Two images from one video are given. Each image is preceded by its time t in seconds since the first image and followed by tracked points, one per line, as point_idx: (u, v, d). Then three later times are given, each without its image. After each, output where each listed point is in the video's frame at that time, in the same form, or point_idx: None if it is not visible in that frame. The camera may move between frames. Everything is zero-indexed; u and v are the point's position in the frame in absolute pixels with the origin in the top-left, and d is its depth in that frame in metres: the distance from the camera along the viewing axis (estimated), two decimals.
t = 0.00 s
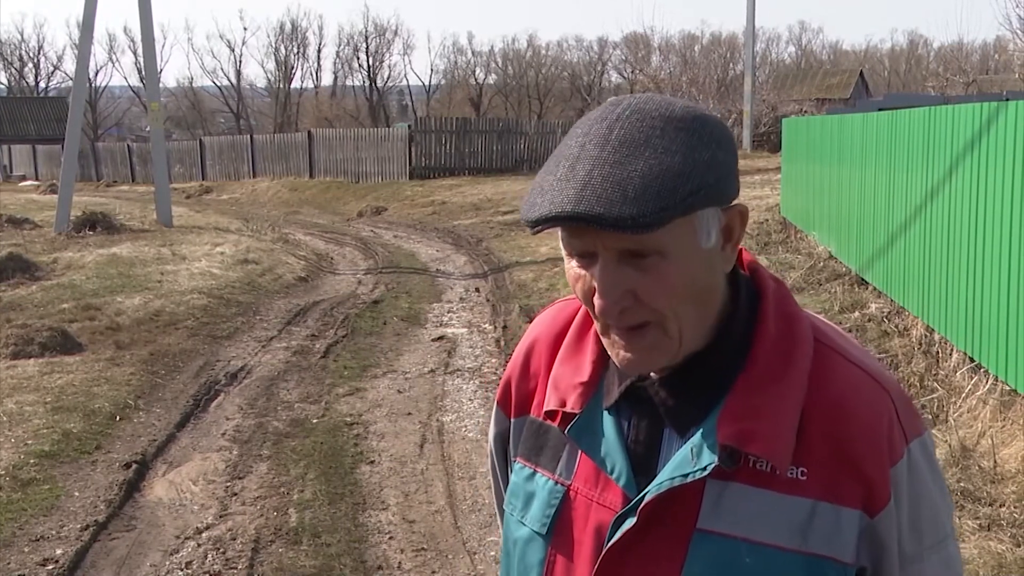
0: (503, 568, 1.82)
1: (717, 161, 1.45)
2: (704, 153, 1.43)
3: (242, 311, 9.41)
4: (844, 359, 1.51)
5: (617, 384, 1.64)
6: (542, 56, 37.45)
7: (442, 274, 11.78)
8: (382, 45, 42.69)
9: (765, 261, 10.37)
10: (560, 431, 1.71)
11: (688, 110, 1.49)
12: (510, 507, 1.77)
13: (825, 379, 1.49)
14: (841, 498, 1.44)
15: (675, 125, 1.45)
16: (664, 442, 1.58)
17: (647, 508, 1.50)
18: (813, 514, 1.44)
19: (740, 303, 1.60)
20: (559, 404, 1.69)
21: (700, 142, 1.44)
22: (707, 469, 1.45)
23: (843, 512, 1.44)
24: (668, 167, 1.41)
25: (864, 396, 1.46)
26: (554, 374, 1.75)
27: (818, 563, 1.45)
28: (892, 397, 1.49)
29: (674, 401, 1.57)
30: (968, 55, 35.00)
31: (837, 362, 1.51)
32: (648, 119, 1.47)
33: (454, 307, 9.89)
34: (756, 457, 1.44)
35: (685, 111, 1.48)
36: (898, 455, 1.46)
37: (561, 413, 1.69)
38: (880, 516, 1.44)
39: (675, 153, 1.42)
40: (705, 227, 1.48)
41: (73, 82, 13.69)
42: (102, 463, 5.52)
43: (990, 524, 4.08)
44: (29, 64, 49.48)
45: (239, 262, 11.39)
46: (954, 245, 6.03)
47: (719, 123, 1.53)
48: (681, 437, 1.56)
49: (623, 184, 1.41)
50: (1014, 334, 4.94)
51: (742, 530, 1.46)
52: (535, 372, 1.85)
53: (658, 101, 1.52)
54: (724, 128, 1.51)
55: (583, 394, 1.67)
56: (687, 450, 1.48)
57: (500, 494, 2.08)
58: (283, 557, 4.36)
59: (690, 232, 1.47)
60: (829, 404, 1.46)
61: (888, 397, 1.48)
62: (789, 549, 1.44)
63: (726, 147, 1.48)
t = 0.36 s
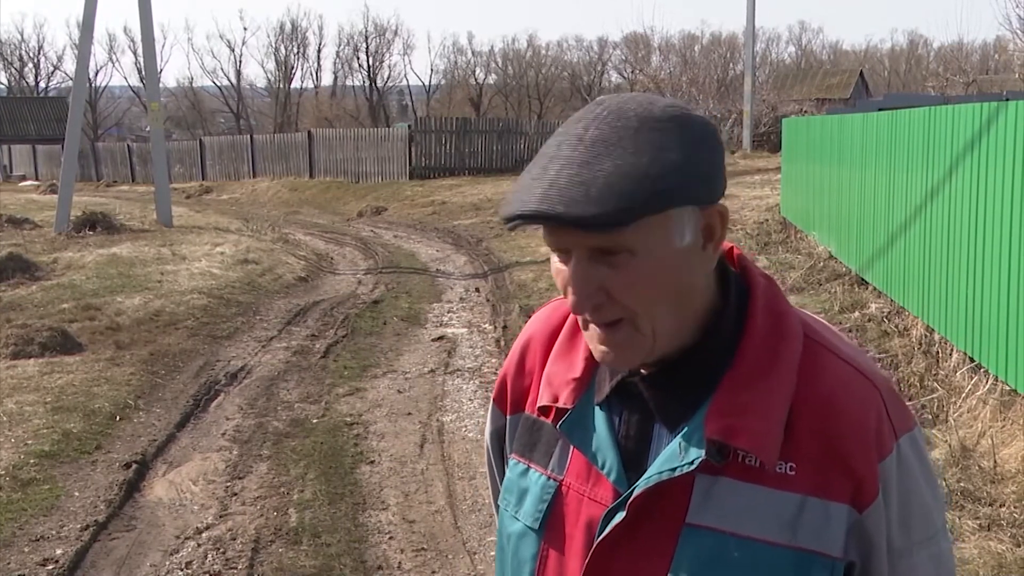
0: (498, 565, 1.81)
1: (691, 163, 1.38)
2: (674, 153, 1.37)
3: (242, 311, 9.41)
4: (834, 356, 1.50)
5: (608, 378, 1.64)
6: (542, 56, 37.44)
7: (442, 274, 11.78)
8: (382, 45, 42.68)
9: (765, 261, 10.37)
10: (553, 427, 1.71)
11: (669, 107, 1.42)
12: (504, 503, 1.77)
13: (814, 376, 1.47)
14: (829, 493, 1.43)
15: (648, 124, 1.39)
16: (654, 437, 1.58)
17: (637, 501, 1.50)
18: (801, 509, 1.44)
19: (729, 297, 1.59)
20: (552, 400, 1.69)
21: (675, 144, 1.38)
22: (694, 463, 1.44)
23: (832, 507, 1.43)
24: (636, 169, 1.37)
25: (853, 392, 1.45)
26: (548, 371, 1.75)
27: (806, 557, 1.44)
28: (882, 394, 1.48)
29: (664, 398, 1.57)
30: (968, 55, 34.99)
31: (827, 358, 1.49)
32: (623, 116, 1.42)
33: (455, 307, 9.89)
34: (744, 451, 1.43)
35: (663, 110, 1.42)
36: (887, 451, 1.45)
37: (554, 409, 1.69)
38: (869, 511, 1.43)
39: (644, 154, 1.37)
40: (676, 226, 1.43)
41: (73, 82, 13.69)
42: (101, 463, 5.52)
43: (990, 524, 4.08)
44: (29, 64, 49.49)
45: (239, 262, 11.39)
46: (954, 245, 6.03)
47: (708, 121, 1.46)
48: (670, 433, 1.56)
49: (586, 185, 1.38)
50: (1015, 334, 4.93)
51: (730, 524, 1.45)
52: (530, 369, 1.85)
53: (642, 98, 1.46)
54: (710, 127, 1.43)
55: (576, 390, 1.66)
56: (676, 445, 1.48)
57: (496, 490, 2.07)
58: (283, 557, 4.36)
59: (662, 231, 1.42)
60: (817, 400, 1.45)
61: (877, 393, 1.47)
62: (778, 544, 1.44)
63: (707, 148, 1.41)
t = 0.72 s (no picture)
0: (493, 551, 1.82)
1: (585, 182, 1.33)
2: (564, 171, 1.34)
3: (242, 311, 9.41)
4: (804, 355, 1.41)
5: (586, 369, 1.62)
6: (542, 55, 37.47)
7: (441, 274, 11.78)
8: (381, 45, 42.70)
9: (765, 261, 10.37)
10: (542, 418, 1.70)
11: (594, 121, 1.36)
12: (499, 490, 1.77)
13: (778, 374, 1.39)
14: (789, 493, 1.33)
15: (554, 140, 1.36)
16: (623, 430, 1.53)
17: (597, 491, 1.44)
18: (762, 507, 1.34)
19: (701, 289, 1.50)
20: (539, 391, 1.69)
21: (571, 164, 1.34)
22: (648, 454, 1.37)
23: (792, 507, 1.33)
24: (528, 184, 1.36)
25: (817, 391, 1.36)
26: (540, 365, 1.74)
27: (768, 557, 1.33)
28: (853, 393, 1.37)
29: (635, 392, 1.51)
30: (967, 55, 35.06)
31: (795, 357, 1.41)
32: (541, 129, 1.40)
33: (454, 307, 9.89)
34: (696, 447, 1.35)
35: (581, 125, 1.36)
36: (854, 453, 1.35)
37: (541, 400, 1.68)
38: (829, 513, 1.34)
39: (538, 169, 1.36)
40: (578, 237, 1.39)
41: (73, 82, 13.69)
42: (101, 463, 5.52)
43: (990, 524, 4.08)
44: (28, 63, 49.43)
45: (238, 261, 11.39)
46: (954, 243, 6.02)
47: (654, 134, 1.36)
48: (637, 426, 1.50)
49: (486, 197, 1.41)
50: (1015, 323, 4.94)
51: (691, 520, 1.36)
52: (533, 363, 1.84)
53: (584, 108, 1.40)
54: (637, 145, 1.34)
55: (560, 381, 1.65)
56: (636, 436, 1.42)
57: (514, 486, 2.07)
58: (283, 557, 4.36)
59: (562, 243, 1.40)
60: (778, 398, 1.37)
61: (847, 393, 1.37)
62: (737, 541, 1.34)
63: (618, 169, 1.33)
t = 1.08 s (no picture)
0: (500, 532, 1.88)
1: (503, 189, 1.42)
2: (493, 176, 1.43)
3: (241, 311, 9.40)
4: (736, 352, 1.35)
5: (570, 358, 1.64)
6: (541, 55, 37.46)
7: (441, 274, 11.78)
8: (381, 45, 42.71)
9: (764, 261, 10.36)
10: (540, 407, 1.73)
11: (529, 132, 1.41)
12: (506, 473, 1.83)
13: (705, 371, 1.35)
14: (703, 491, 1.30)
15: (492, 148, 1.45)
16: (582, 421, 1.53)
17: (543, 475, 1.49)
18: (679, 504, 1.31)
19: (654, 285, 1.48)
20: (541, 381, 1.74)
21: (500, 171, 1.42)
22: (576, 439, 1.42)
23: (705, 506, 1.29)
24: (467, 186, 1.47)
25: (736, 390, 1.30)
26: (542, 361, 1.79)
27: (679, 555, 1.30)
28: (780, 392, 1.28)
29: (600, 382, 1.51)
30: (967, 55, 35.10)
31: (724, 354, 1.35)
32: (494, 135, 1.49)
33: (454, 307, 9.89)
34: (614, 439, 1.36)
35: (516, 133, 1.43)
36: (770, 456, 1.26)
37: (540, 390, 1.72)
38: (742, 514, 1.26)
39: (476, 171, 1.46)
40: (507, 237, 1.48)
41: (72, 82, 13.68)
42: (100, 463, 5.52)
43: (989, 524, 4.08)
44: (27, 63, 49.40)
45: (238, 261, 11.39)
46: (954, 242, 6.02)
47: (582, 144, 1.38)
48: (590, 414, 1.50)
49: (447, 191, 1.54)
50: (1015, 310, 4.94)
51: (616, 512, 1.36)
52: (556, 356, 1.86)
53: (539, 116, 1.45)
54: (562, 156, 1.38)
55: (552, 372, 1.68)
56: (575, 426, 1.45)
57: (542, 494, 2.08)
58: (282, 557, 4.35)
59: (497, 241, 1.50)
60: (698, 397, 1.33)
61: (768, 390, 1.29)
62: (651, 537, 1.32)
63: (539, 181, 1.39)
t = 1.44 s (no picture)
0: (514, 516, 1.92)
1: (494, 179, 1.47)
2: (488, 168, 1.48)
3: (241, 311, 9.40)
4: (695, 356, 1.33)
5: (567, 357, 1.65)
6: (541, 55, 37.45)
7: (441, 274, 11.77)
8: (381, 45, 42.69)
9: (764, 261, 10.35)
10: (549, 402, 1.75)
11: (522, 125, 1.45)
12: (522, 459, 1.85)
13: (662, 375, 1.34)
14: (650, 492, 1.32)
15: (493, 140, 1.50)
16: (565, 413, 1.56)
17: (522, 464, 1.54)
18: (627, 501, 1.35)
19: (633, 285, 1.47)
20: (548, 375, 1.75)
21: (493, 164, 1.47)
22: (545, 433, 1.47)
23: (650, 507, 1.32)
24: (470, 176, 1.53)
25: (686, 394, 1.29)
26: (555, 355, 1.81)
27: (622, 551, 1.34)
28: (728, 401, 1.25)
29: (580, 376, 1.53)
30: (967, 55, 35.09)
31: (684, 356, 1.33)
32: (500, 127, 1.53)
33: (453, 307, 9.88)
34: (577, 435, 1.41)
35: (514, 125, 1.47)
36: (710, 465, 1.25)
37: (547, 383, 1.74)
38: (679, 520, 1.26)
39: (479, 161, 1.51)
40: (501, 226, 1.51)
41: (72, 82, 13.68)
42: (100, 463, 5.52)
43: (989, 524, 4.08)
44: (27, 63, 49.38)
45: (238, 261, 11.39)
46: (954, 241, 6.01)
47: (562, 141, 1.40)
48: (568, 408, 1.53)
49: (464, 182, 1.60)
50: (1014, 310, 4.93)
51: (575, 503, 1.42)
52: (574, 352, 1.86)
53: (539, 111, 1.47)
54: (546, 149, 1.40)
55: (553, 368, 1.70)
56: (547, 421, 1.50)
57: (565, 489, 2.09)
58: (282, 557, 4.35)
59: (495, 232, 1.54)
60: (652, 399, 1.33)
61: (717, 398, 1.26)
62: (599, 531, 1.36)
63: (525, 174, 1.42)
